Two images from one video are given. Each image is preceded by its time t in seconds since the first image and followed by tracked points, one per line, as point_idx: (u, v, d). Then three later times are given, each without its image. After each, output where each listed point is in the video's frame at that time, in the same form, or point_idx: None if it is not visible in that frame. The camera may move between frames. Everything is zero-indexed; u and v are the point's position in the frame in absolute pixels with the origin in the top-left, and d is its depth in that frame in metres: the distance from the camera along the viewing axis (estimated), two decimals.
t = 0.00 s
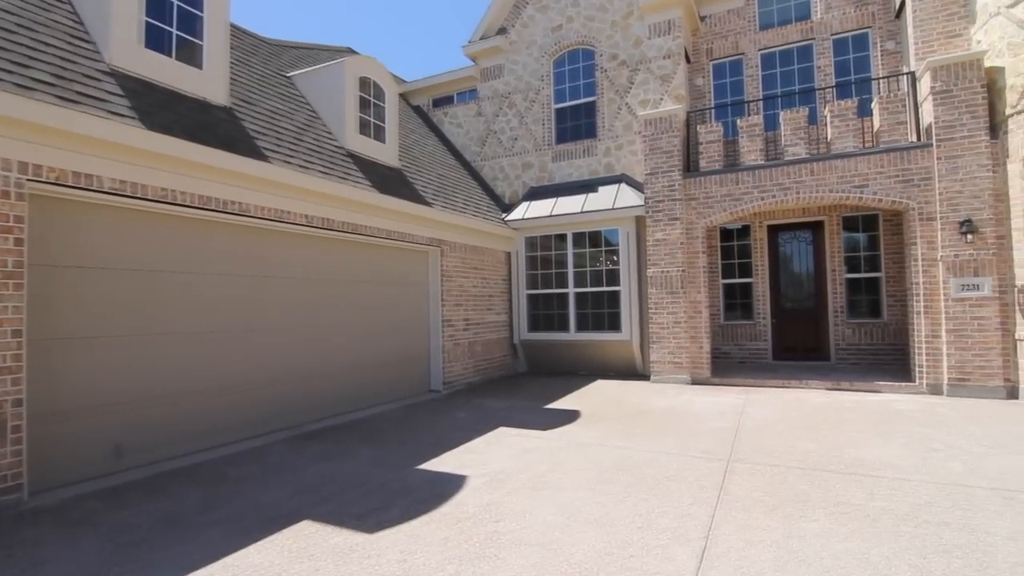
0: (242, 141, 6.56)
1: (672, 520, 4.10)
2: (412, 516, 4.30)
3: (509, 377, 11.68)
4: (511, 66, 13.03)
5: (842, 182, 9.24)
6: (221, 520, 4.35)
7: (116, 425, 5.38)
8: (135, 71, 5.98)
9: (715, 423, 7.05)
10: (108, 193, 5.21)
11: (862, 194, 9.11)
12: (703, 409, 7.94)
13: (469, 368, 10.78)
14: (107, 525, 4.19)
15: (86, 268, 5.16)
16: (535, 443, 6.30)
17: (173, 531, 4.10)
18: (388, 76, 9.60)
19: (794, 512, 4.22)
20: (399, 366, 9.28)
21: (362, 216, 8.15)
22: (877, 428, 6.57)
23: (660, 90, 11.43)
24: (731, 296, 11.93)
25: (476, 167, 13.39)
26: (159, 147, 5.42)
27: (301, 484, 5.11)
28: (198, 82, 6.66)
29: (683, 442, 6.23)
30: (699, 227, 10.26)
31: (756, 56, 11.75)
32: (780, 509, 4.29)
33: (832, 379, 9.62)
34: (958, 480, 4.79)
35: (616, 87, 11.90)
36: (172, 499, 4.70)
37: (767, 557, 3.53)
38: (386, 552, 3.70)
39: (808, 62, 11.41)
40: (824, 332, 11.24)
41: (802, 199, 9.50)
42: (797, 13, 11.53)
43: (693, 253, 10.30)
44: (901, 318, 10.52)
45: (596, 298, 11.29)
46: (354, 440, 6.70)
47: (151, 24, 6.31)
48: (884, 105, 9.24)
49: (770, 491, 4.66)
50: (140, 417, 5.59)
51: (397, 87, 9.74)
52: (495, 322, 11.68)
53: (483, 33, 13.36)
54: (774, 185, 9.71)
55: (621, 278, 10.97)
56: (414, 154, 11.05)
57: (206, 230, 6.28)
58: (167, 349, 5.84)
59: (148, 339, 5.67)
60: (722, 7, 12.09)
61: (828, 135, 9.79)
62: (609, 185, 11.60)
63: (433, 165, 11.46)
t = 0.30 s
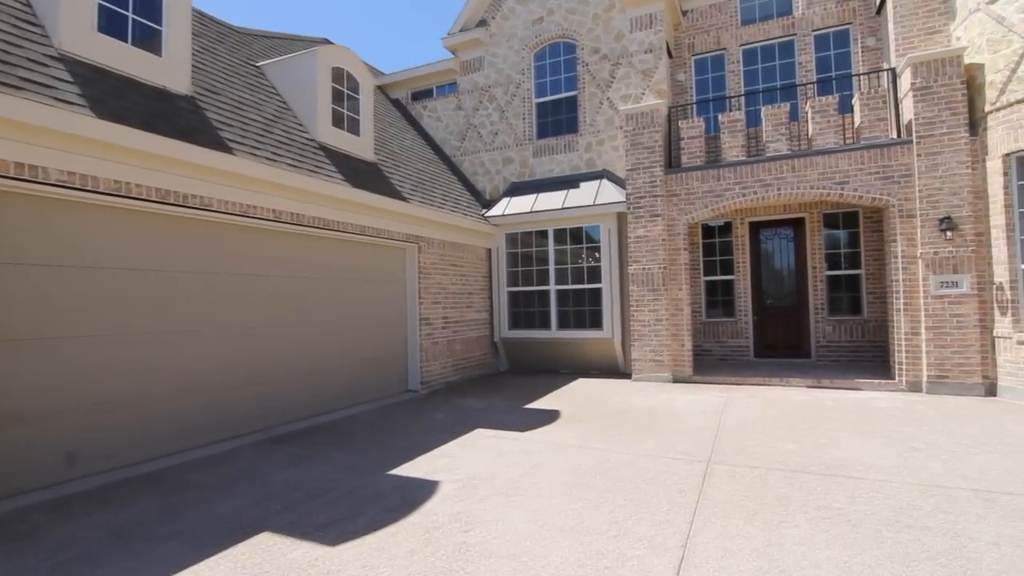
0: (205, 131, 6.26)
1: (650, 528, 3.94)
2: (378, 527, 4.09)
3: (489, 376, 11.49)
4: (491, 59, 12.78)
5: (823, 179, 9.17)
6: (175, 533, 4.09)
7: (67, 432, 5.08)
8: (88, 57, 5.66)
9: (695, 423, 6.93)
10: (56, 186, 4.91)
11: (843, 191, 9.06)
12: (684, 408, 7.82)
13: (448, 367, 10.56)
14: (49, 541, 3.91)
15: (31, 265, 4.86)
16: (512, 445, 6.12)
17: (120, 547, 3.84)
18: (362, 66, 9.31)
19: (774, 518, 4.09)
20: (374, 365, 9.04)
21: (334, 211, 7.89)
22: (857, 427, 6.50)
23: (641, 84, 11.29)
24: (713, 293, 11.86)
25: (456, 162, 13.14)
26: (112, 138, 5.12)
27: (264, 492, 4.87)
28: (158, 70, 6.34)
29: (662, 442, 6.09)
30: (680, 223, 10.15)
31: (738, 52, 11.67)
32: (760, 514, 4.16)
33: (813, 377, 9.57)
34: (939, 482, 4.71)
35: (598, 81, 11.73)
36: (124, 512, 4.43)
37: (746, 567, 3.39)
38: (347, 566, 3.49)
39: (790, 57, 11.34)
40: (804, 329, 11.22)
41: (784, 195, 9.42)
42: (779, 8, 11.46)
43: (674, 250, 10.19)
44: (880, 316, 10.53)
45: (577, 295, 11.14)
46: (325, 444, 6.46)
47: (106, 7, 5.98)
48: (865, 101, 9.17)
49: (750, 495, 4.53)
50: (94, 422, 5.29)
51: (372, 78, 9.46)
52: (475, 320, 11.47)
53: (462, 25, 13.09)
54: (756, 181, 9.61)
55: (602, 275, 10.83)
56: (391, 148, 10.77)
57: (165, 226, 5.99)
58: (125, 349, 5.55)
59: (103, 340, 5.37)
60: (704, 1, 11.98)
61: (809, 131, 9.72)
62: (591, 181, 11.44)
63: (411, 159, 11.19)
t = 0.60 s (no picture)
0: (169, 122, 5.98)
1: (630, 538, 3.78)
2: (346, 539, 3.88)
3: (471, 376, 11.29)
4: (475, 54, 12.56)
5: (807, 178, 9.10)
6: (129, 548, 3.85)
7: (18, 438, 4.80)
8: (44, 43, 5.37)
9: (678, 425, 6.81)
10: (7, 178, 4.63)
11: (827, 190, 8.99)
12: (667, 409, 7.71)
13: (429, 368, 10.34)
14: None
15: None
16: (490, 449, 5.93)
17: (67, 564, 3.59)
18: (340, 57, 9.04)
19: (758, 527, 3.95)
20: (352, 366, 8.80)
21: (308, 207, 7.63)
22: (841, 429, 6.42)
23: (627, 81, 11.16)
24: (698, 293, 11.78)
25: (439, 158, 12.90)
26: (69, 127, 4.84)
27: (228, 502, 4.63)
28: (121, 58, 6.06)
29: (644, 446, 5.96)
30: (665, 221, 10.04)
31: (723, 50, 11.59)
32: (743, 522, 4.02)
33: (797, 377, 9.52)
34: (924, 487, 4.62)
35: (582, 77, 11.57)
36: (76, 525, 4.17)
37: None
38: None
39: (775, 56, 11.29)
40: (788, 329, 11.18)
41: (768, 195, 9.33)
42: (764, 6, 11.39)
43: (659, 249, 10.07)
44: (863, 316, 10.52)
45: (561, 294, 10.99)
46: (297, 449, 6.22)
47: None
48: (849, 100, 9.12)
49: (733, 502, 4.40)
50: (49, 428, 5.01)
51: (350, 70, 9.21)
52: (457, 319, 11.26)
53: (446, 19, 12.86)
54: (741, 180, 9.51)
55: (586, 274, 10.70)
56: (371, 143, 10.52)
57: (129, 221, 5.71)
58: (84, 352, 5.27)
59: (67, 341, 5.14)
60: None
61: (794, 130, 9.66)
62: (575, 179, 11.29)
63: (392, 155, 10.94)
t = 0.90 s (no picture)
0: (137, 115, 5.73)
1: (611, 553, 3.62)
2: (313, 553, 3.69)
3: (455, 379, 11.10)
4: (462, 51, 12.38)
5: (795, 181, 9.02)
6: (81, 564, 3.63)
7: None
8: (5, 31, 5.14)
9: (664, 430, 6.67)
10: None
11: (815, 193, 8.92)
12: (653, 414, 7.57)
13: (413, 370, 10.14)
14: None
15: None
16: (471, 456, 5.75)
17: None
18: (320, 50, 8.80)
19: (743, 540, 3.81)
20: (333, 368, 8.58)
21: (286, 205, 7.41)
22: (828, 435, 6.32)
23: (615, 80, 11.04)
24: (685, 295, 11.70)
25: (424, 157, 12.69)
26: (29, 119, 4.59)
27: (194, 513, 4.41)
28: (87, 49, 5.83)
29: (629, 452, 5.82)
30: (652, 223, 9.92)
31: (712, 51, 11.51)
32: (728, 535, 3.88)
33: (783, 381, 9.43)
34: (913, 497, 4.51)
35: (570, 76, 11.43)
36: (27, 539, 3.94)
37: None
38: None
39: (764, 57, 11.22)
40: (775, 332, 11.12)
41: (756, 197, 9.25)
42: (753, 7, 11.33)
43: (646, 251, 9.95)
44: (850, 319, 10.47)
45: (548, 296, 10.84)
46: (272, 454, 6.01)
47: None
48: (838, 102, 9.10)
49: (718, 513, 4.25)
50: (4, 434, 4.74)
51: (332, 65, 9.00)
52: (442, 320, 11.07)
53: (433, 16, 12.67)
54: (728, 181, 9.42)
55: (573, 275, 10.56)
56: (354, 141, 10.30)
57: (97, 218, 5.47)
58: (45, 355, 5.01)
59: (59, 341, 5.12)
60: None
61: (782, 132, 9.59)
62: (562, 179, 11.15)
63: (377, 152, 10.73)
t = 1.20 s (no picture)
0: (101, 105, 5.49)
1: (588, 569, 3.45)
2: (274, 569, 3.48)
3: (438, 381, 10.89)
4: (449, 49, 12.20)
5: (783, 184, 8.93)
6: None
7: None
8: None
9: (648, 436, 6.52)
10: None
11: (803, 196, 8.84)
12: (637, 419, 7.43)
13: (394, 372, 9.92)
14: None
15: None
16: (449, 462, 5.56)
17: None
18: (301, 43, 8.56)
19: (726, 554, 3.66)
20: (310, 370, 8.35)
21: (262, 201, 7.19)
22: (814, 442, 6.20)
23: (603, 80, 10.91)
24: (672, 298, 11.59)
25: (410, 155, 12.48)
26: None
27: (152, 525, 4.18)
28: (50, 36, 5.58)
29: (612, 459, 5.66)
30: (639, 225, 9.79)
31: (701, 52, 11.42)
32: (710, 549, 3.73)
33: (769, 385, 9.34)
34: (900, 508, 4.39)
35: (558, 76, 11.28)
36: None
37: None
38: None
39: (752, 60, 11.15)
40: (762, 336, 11.04)
41: (743, 200, 9.15)
42: (742, 9, 11.26)
43: (633, 253, 9.82)
44: (836, 324, 10.42)
45: (533, 298, 10.68)
46: (242, 461, 5.78)
47: None
48: (826, 105, 9.03)
49: (701, 525, 4.10)
50: None
51: (312, 59, 8.79)
52: (425, 322, 10.86)
53: (419, 12, 12.47)
54: (715, 184, 9.31)
55: (559, 277, 10.41)
56: (336, 137, 10.07)
57: (58, 213, 5.23)
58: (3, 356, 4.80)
59: (53, 339, 5.16)
60: None
61: (770, 134, 9.51)
62: (549, 179, 10.99)
63: (360, 150, 10.51)
